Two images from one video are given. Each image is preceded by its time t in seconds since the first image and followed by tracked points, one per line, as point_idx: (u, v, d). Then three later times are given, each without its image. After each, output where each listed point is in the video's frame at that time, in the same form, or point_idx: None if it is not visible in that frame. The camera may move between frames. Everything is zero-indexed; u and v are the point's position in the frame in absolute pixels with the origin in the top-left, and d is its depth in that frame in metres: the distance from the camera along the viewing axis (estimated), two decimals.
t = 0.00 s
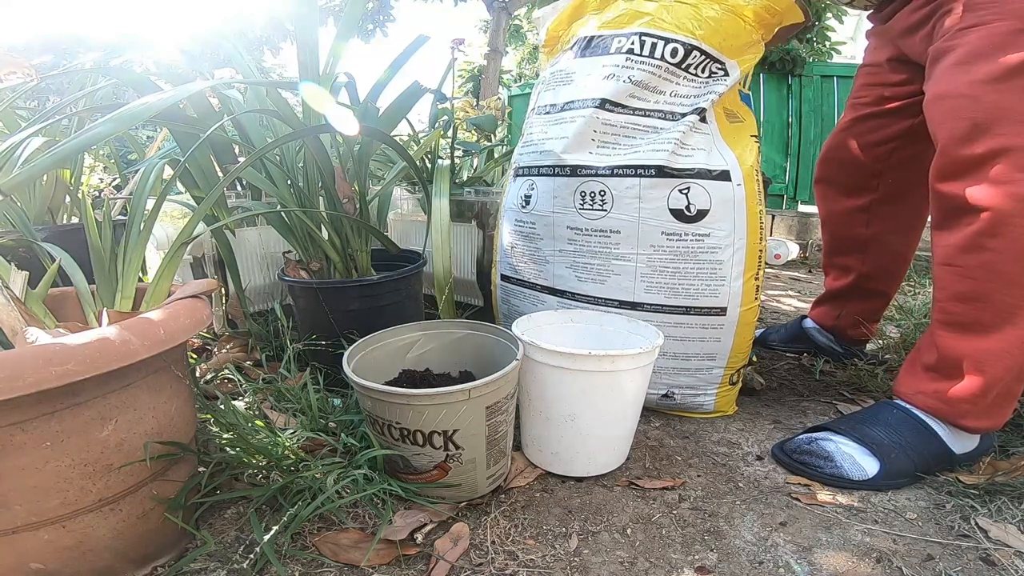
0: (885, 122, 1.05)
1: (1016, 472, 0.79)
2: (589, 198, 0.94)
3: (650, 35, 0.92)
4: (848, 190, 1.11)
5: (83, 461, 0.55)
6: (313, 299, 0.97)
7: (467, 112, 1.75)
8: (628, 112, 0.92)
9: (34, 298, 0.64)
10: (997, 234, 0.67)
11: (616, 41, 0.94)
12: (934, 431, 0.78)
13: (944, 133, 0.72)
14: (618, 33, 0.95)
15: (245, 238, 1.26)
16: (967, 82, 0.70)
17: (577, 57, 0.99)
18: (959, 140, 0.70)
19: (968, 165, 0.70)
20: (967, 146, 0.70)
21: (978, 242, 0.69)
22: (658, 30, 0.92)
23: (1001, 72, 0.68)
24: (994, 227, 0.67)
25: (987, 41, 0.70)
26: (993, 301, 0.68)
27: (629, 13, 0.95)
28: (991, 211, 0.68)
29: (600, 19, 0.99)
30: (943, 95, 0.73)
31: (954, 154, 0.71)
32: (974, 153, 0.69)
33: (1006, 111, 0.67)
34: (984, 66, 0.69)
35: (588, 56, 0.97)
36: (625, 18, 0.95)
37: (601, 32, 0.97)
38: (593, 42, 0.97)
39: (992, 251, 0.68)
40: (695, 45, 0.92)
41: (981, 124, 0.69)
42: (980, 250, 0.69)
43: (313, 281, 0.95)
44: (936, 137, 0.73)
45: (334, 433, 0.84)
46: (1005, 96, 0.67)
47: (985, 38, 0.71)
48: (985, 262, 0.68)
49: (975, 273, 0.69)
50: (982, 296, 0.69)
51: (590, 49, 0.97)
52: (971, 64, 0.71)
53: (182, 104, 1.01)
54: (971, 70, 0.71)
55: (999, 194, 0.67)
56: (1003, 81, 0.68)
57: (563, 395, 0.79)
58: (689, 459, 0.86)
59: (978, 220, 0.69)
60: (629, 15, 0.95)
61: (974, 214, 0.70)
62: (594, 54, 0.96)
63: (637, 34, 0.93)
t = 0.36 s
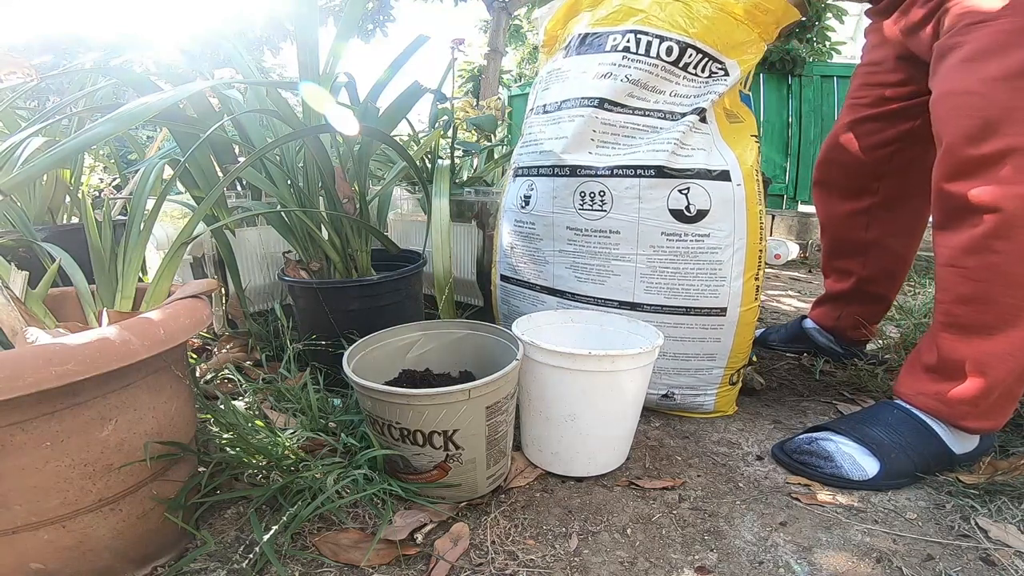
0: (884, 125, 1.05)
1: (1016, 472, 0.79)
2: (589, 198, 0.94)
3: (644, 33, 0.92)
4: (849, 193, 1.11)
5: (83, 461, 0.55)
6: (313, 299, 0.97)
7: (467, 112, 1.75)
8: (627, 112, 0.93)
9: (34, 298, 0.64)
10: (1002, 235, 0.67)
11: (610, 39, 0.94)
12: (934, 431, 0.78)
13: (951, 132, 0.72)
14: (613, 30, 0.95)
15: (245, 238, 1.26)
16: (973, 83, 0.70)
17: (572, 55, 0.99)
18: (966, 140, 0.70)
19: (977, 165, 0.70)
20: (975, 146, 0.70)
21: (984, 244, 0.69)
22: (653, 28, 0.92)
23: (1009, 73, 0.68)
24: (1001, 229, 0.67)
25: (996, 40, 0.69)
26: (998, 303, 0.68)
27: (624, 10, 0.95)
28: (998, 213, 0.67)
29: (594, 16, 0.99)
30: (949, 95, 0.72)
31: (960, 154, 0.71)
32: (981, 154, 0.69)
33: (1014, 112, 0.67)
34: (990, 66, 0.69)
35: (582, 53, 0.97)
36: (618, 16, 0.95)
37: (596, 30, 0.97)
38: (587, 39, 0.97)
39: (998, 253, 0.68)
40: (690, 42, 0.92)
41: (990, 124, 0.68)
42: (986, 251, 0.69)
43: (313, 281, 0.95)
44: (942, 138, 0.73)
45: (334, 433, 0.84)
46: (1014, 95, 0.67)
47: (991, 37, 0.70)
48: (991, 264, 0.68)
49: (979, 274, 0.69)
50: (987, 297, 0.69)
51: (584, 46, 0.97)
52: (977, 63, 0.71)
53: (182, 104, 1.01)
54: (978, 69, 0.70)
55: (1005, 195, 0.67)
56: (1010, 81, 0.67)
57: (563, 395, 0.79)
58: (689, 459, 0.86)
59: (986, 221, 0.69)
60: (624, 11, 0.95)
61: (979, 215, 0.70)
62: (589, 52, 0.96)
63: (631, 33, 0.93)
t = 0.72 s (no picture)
0: (887, 128, 1.04)
1: (1016, 472, 0.79)
2: (589, 199, 0.94)
3: (644, 33, 0.92)
4: (854, 195, 1.11)
5: (83, 461, 0.55)
6: (314, 299, 0.97)
7: (467, 112, 1.75)
8: (626, 112, 0.93)
9: (34, 298, 0.64)
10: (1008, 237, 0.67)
11: (610, 39, 0.94)
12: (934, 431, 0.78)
13: (958, 132, 0.71)
14: (613, 30, 0.94)
15: (245, 238, 1.26)
16: (980, 84, 0.70)
17: (572, 55, 0.99)
18: (970, 140, 0.70)
19: (986, 165, 0.69)
20: (981, 147, 0.69)
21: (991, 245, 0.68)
22: (652, 28, 0.92)
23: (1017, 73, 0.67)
24: (1008, 230, 0.67)
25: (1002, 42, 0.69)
26: (1002, 303, 0.68)
27: (624, 9, 0.94)
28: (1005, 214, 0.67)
29: (593, 16, 0.99)
30: (957, 97, 0.72)
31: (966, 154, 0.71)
32: (990, 154, 0.69)
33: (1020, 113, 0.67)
34: (997, 68, 0.69)
35: (582, 53, 0.97)
36: (617, 16, 0.95)
37: (595, 30, 0.97)
38: (587, 39, 0.97)
39: (1005, 253, 0.68)
40: (690, 42, 0.92)
41: (1000, 124, 0.68)
42: (993, 252, 0.68)
43: (313, 281, 0.95)
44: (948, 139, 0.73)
45: (334, 433, 0.84)
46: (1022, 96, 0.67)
47: (996, 38, 0.70)
48: (998, 264, 0.68)
49: (985, 276, 0.69)
50: (991, 298, 0.69)
51: (583, 47, 0.97)
52: (982, 64, 0.71)
53: (182, 104, 1.01)
54: (985, 72, 0.70)
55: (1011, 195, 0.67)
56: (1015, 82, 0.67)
57: (563, 395, 0.79)
58: (689, 459, 0.86)
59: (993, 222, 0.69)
60: (624, 11, 0.95)
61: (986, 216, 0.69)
62: (588, 52, 0.96)
63: (631, 33, 0.93)
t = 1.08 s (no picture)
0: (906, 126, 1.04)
1: (1016, 472, 0.79)
2: (589, 198, 0.94)
3: (644, 33, 0.92)
4: (870, 194, 1.10)
5: (83, 461, 0.55)
6: (313, 299, 0.97)
7: (467, 112, 1.75)
8: (627, 112, 0.93)
9: (34, 298, 0.64)
10: (997, 241, 0.67)
11: (610, 39, 0.94)
12: (934, 431, 0.78)
13: (940, 133, 0.70)
14: (613, 30, 0.94)
15: (245, 238, 1.26)
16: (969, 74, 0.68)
17: (572, 55, 0.99)
18: (951, 142, 0.69)
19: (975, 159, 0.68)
20: (962, 150, 0.68)
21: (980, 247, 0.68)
22: (652, 28, 0.92)
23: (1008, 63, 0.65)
24: (992, 239, 0.67)
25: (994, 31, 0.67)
26: (990, 309, 0.69)
27: (624, 9, 0.94)
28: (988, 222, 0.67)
29: (593, 16, 0.98)
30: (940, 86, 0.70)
31: (949, 156, 0.70)
32: (978, 148, 0.67)
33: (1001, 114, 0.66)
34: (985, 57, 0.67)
35: (582, 53, 0.97)
36: (617, 16, 0.95)
37: (595, 30, 0.96)
38: (587, 39, 0.97)
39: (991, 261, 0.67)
40: (689, 43, 0.92)
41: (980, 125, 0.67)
42: (979, 260, 0.68)
43: (313, 281, 0.95)
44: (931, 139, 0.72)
45: (334, 433, 0.84)
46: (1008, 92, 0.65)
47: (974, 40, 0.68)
48: (985, 273, 0.68)
49: (977, 280, 0.69)
50: (980, 305, 0.69)
51: (583, 47, 0.97)
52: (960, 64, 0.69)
53: (182, 104, 1.01)
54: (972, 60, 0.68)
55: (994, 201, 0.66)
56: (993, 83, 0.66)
57: (563, 395, 0.79)
58: (689, 459, 0.86)
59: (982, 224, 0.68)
60: (623, 11, 0.94)
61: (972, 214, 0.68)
62: (588, 52, 0.96)
63: (631, 33, 0.93)
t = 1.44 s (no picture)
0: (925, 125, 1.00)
1: (1015, 472, 0.79)
2: (589, 199, 0.94)
3: (643, 32, 0.92)
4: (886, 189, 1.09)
5: (83, 461, 0.55)
6: (313, 299, 0.97)
7: (467, 112, 1.75)
8: (627, 113, 0.93)
9: (34, 298, 0.64)
10: (986, 237, 0.66)
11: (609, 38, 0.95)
12: (933, 431, 0.78)
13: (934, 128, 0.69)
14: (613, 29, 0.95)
15: (245, 238, 1.26)
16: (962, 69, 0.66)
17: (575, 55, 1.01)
18: (945, 136, 0.68)
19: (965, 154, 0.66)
20: (955, 145, 0.67)
21: (970, 244, 0.67)
22: (651, 27, 0.92)
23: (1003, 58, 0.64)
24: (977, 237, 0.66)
25: (992, 26, 0.66)
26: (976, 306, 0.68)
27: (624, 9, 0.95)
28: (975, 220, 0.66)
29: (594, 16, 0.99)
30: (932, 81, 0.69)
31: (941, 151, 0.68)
32: (968, 143, 0.66)
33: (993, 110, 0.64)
34: (981, 50, 0.65)
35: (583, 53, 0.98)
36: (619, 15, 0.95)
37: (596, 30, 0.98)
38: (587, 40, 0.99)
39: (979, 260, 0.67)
40: (688, 41, 0.91)
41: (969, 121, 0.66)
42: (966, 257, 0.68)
43: (313, 281, 0.95)
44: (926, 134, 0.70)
45: (334, 433, 0.84)
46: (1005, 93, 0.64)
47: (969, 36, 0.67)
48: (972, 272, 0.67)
49: (965, 276, 0.68)
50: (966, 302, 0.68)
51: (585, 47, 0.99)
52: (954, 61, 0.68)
53: (183, 104, 1.01)
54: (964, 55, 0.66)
55: (980, 200, 0.66)
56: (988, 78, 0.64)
57: (563, 394, 0.79)
58: (688, 459, 0.86)
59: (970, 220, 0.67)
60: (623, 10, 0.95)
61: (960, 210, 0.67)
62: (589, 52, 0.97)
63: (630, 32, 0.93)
